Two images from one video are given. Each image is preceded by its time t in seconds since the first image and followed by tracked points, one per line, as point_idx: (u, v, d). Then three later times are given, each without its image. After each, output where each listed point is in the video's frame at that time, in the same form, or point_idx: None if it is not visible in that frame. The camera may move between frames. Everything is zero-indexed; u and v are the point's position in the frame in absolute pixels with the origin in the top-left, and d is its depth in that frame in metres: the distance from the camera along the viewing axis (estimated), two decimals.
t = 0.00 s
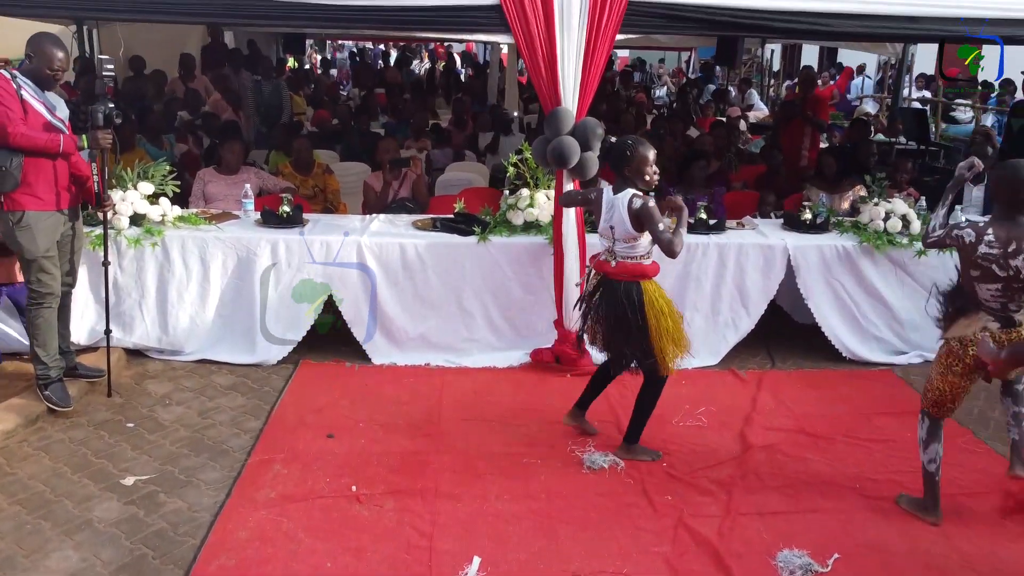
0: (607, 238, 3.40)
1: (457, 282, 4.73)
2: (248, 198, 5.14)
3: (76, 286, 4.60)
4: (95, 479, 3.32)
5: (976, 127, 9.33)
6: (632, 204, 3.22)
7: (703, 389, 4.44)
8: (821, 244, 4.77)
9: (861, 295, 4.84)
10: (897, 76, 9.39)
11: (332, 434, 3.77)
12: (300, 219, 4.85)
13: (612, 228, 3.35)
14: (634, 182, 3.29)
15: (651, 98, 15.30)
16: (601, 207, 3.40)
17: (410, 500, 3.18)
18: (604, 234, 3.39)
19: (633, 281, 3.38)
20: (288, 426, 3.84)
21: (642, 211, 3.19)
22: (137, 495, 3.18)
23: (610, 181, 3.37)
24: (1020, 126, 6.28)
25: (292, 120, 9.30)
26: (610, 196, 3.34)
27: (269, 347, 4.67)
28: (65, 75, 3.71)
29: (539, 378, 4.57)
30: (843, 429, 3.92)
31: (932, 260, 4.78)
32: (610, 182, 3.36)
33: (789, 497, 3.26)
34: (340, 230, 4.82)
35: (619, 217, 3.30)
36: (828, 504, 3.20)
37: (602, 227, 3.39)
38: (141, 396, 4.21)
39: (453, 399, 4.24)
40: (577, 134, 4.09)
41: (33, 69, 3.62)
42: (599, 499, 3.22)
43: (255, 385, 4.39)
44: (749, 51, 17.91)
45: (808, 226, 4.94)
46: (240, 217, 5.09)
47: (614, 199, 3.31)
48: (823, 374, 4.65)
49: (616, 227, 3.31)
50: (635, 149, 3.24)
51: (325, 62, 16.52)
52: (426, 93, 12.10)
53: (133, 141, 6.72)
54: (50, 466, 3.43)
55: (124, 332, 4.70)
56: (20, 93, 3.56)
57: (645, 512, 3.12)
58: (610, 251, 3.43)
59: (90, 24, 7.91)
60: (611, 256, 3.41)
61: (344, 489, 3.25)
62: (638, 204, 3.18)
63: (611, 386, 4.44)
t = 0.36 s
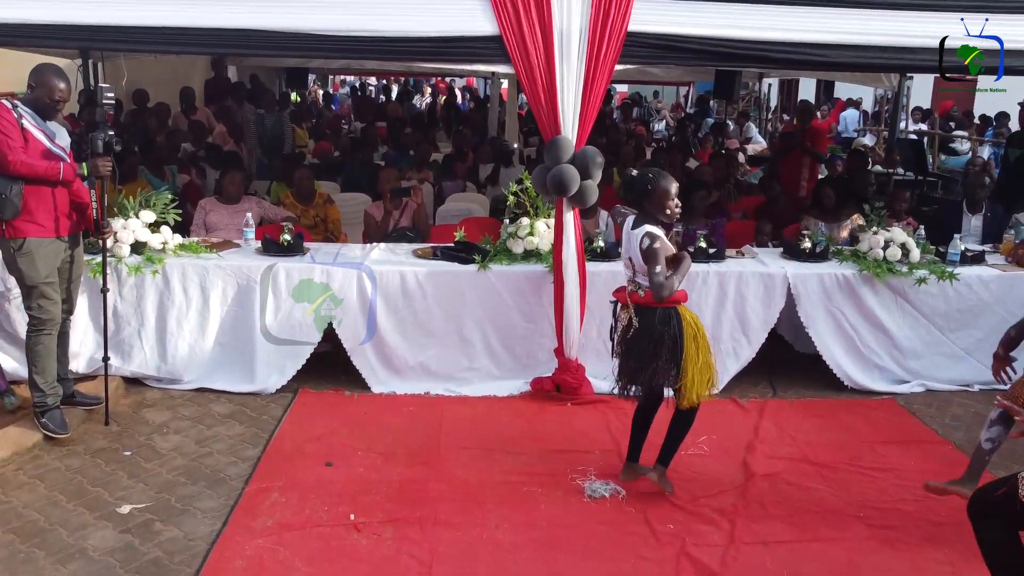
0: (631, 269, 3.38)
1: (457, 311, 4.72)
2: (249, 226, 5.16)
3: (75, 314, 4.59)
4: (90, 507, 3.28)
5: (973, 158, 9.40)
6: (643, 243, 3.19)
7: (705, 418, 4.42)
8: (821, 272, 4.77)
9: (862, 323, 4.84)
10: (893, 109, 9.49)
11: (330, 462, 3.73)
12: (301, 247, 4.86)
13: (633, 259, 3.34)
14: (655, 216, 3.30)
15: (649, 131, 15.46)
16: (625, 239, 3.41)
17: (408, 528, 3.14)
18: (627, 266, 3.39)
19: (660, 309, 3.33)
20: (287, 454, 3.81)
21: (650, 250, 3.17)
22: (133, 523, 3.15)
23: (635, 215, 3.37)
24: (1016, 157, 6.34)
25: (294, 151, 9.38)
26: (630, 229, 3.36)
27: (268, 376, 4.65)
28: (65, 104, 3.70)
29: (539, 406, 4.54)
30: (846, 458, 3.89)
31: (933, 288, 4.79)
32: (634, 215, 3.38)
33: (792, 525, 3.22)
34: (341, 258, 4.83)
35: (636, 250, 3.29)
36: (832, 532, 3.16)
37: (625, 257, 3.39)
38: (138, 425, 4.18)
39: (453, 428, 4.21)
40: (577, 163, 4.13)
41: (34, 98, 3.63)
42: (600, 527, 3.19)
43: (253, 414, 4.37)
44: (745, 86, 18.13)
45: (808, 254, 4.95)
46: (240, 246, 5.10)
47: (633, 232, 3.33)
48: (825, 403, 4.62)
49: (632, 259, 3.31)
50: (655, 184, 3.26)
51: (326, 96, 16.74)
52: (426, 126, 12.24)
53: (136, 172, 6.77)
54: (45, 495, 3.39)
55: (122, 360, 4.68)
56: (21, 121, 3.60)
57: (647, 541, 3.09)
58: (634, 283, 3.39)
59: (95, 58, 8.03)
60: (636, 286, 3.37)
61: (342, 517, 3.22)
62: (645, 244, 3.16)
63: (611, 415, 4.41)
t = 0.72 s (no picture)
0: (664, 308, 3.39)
1: (457, 342, 4.72)
2: (250, 258, 5.19)
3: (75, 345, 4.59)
4: (85, 540, 3.25)
5: (970, 192, 9.48)
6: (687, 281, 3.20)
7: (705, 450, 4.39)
8: (820, 303, 4.78)
9: (862, 355, 4.83)
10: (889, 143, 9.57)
11: (328, 494, 3.70)
12: (300, 278, 4.87)
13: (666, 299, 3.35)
14: (689, 254, 3.31)
15: (648, 166, 15.60)
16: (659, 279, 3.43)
17: (406, 562, 3.11)
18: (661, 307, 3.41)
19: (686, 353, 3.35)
20: (284, 485, 3.78)
21: (695, 289, 3.18)
22: (127, 556, 3.12)
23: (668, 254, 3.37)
24: (1013, 189, 6.37)
25: (295, 185, 9.47)
26: (665, 268, 3.37)
27: (267, 408, 4.63)
28: (68, 136, 3.75)
29: (539, 438, 4.51)
30: (849, 490, 3.86)
31: (932, 319, 4.79)
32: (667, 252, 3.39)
33: (794, 558, 3.19)
34: (340, 289, 4.83)
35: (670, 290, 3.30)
36: (835, 566, 3.13)
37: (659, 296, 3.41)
38: (136, 456, 4.15)
39: (453, 459, 4.18)
40: (577, 195, 4.18)
41: (38, 131, 3.69)
42: (601, 560, 3.15)
43: (251, 445, 4.34)
44: (743, 123, 18.35)
45: (807, 286, 4.96)
46: (240, 277, 5.12)
47: (670, 271, 3.34)
48: (826, 434, 4.60)
49: (669, 299, 3.31)
50: (690, 220, 3.27)
51: (328, 132, 16.92)
52: (427, 161, 12.35)
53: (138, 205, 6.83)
54: (39, 527, 3.36)
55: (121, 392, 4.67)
56: (25, 153, 3.65)
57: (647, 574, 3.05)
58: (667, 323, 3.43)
59: (99, 94, 8.14)
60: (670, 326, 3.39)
61: (339, 549, 3.19)
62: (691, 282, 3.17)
63: (611, 447, 4.38)
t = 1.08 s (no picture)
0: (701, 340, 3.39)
1: (457, 372, 4.70)
2: (250, 289, 5.19)
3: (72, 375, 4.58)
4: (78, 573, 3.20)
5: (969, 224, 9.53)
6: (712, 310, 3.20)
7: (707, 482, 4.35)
8: (821, 334, 4.77)
9: (864, 386, 4.81)
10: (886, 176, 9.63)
11: (326, 526, 3.66)
12: (300, 309, 4.88)
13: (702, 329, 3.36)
14: (725, 287, 3.29)
15: (646, 200, 15.68)
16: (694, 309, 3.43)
17: None
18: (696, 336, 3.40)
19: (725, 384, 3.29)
20: (281, 518, 3.74)
21: (716, 319, 3.16)
22: None
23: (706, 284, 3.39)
24: (1011, 222, 6.39)
25: (296, 217, 9.52)
26: (699, 298, 3.37)
27: (264, 439, 4.60)
28: (64, 165, 3.78)
29: (539, 471, 4.47)
30: (852, 523, 3.81)
31: (933, 350, 4.78)
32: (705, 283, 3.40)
33: None
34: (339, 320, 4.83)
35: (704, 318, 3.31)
36: None
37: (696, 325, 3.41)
38: (132, 488, 4.12)
39: (452, 492, 4.14)
40: (576, 225, 4.22)
41: (32, 161, 3.70)
42: None
43: (248, 477, 4.30)
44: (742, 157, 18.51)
45: (807, 317, 4.96)
46: (240, 308, 5.12)
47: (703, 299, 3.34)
48: (829, 466, 4.56)
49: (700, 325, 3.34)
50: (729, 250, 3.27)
51: (328, 166, 17.06)
52: (427, 194, 12.43)
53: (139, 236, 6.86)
54: (33, 560, 3.31)
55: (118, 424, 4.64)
56: (19, 184, 3.68)
57: None
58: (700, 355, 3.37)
59: (103, 127, 8.23)
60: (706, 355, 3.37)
61: None
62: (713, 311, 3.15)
63: (612, 479, 4.34)
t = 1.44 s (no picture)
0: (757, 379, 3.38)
1: (457, 407, 4.67)
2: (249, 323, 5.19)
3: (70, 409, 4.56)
4: None
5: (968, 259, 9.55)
6: (784, 351, 3.19)
7: (709, 518, 4.30)
8: (822, 368, 4.76)
9: (865, 420, 4.79)
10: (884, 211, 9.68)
11: (322, 563, 3.61)
12: (299, 342, 4.86)
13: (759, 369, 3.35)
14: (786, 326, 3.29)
15: (646, 234, 15.75)
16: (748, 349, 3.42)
17: None
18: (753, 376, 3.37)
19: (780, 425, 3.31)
20: (278, 554, 3.69)
21: (797, 361, 3.16)
22: None
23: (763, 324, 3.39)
24: (1009, 256, 6.42)
25: (296, 251, 9.55)
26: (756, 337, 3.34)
27: (262, 474, 4.56)
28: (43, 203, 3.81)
29: (540, 506, 4.42)
30: (856, 559, 3.76)
31: (934, 384, 4.76)
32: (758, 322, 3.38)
33: None
34: (339, 354, 4.82)
35: (765, 359, 3.28)
36: None
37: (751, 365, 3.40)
38: (128, 523, 4.08)
39: (451, 527, 4.09)
40: (576, 259, 4.25)
41: (13, 202, 3.72)
42: None
43: (245, 513, 4.26)
44: (740, 192, 18.63)
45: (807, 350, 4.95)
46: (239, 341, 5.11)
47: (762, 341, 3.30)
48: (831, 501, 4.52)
49: (762, 369, 3.30)
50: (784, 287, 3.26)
51: (329, 201, 17.18)
52: (427, 229, 12.49)
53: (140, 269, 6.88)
54: None
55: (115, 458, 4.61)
56: None
57: None
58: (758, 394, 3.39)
59: (106, 162, 8.32)
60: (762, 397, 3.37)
61: None
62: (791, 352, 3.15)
63: (613, 515, 4.30)
